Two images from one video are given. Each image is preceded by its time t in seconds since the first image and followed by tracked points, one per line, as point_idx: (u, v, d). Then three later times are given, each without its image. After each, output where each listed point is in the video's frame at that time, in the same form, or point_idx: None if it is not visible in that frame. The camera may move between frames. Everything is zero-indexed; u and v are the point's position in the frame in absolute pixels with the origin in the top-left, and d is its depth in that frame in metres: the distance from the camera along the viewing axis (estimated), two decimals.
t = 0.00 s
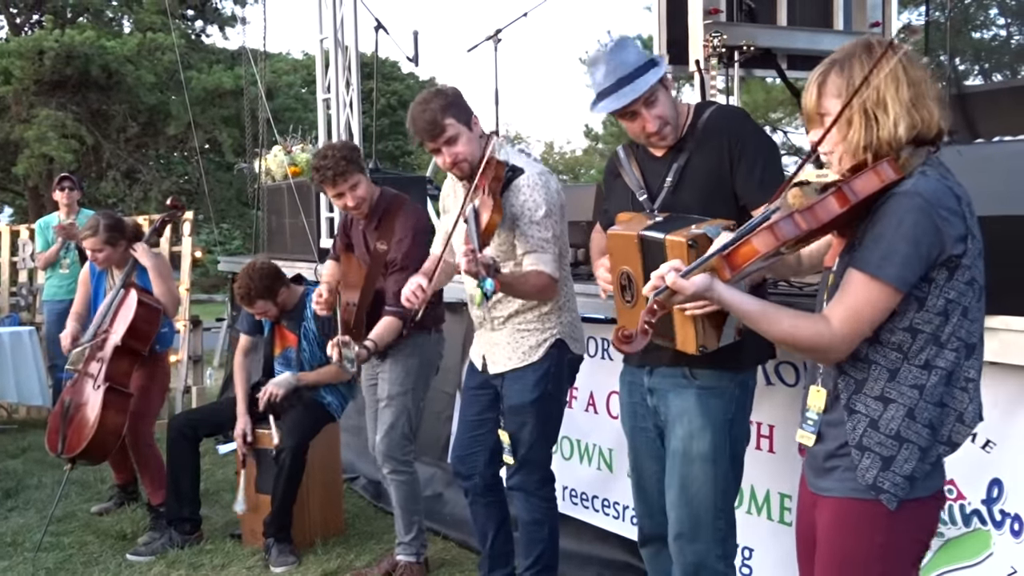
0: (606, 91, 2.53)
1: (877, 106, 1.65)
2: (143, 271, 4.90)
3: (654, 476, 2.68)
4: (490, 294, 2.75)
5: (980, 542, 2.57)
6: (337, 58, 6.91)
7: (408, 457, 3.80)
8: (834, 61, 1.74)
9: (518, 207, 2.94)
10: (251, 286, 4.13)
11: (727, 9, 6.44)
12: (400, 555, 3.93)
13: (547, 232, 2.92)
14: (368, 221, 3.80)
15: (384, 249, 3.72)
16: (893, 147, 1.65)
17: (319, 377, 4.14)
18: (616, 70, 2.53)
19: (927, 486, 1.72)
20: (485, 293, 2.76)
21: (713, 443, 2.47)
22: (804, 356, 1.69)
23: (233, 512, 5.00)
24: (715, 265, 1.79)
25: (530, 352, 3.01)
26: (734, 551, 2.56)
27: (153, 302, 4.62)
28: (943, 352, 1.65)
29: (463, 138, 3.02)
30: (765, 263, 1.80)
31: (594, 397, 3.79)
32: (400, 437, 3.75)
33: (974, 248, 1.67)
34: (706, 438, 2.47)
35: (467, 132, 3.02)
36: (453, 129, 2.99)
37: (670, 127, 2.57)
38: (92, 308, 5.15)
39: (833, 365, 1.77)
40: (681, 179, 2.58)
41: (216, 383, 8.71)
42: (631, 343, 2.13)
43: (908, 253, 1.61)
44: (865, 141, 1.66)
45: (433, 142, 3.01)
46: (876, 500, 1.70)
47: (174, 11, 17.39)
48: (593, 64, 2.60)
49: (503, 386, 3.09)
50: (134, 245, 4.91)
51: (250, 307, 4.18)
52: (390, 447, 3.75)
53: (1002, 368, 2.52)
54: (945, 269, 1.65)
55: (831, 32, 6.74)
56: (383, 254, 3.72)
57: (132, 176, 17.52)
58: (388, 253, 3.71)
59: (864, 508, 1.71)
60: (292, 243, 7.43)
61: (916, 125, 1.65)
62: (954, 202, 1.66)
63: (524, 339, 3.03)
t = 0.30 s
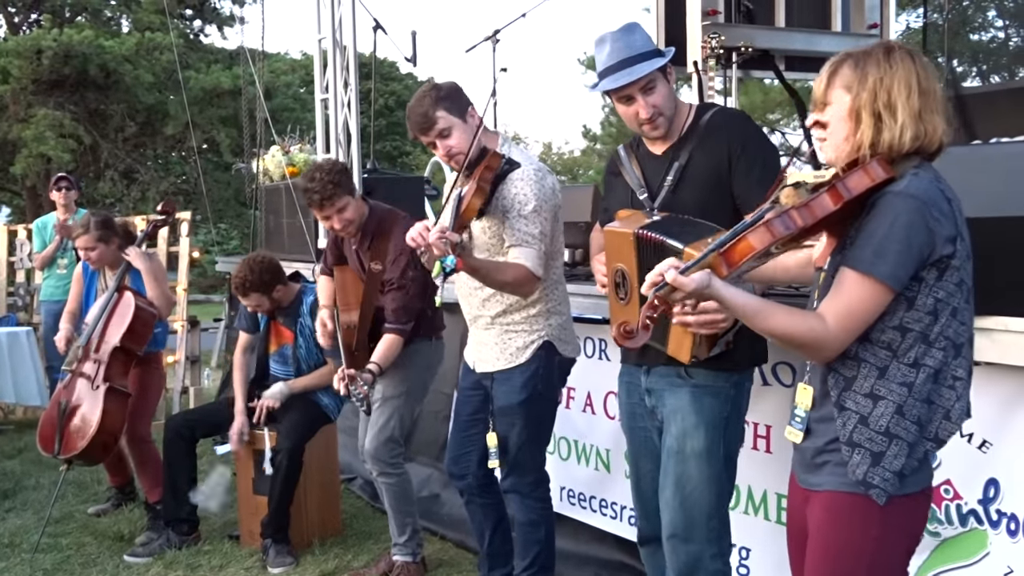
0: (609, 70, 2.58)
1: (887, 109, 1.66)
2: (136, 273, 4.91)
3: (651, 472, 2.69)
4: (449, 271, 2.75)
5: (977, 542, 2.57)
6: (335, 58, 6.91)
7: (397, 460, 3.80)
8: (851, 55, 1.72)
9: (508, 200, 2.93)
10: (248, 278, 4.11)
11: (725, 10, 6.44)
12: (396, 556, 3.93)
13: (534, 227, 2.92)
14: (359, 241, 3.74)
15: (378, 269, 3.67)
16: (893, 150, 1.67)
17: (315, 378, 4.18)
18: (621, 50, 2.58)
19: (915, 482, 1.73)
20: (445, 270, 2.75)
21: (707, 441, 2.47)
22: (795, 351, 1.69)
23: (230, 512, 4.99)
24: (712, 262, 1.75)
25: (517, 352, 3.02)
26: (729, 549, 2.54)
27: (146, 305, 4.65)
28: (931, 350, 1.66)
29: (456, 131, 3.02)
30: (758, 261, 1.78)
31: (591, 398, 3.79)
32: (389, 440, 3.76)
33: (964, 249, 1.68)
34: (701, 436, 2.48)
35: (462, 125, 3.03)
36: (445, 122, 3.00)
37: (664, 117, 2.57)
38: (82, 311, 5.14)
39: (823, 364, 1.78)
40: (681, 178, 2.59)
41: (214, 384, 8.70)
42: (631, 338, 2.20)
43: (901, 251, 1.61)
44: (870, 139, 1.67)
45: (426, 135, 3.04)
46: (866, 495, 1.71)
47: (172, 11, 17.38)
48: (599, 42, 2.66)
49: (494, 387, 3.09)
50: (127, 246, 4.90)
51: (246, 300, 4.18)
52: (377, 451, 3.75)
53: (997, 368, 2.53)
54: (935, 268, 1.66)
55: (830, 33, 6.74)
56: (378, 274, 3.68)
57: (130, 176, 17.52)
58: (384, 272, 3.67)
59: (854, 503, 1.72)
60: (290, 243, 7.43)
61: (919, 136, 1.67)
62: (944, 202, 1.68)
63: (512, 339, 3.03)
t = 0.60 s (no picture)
0: (606, 76, 2.59)
1: (870, 108, 1.67)
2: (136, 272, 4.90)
3: (653, 471, 2.70)
4: (437, 272, 2.75)
5: (973, 540, 2.57)
6: (334, 58, 6.91)
7: (398, 456, 3.81)
8: (838, 57, 1.74)
9: (502, 200, 2.94)
10: (247, 276, 4.11)
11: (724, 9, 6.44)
12: (395, 555, 3.94)
13: (528, 227, 2.92)
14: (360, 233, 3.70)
15: (378, 258, 3.65)
16: (883, 148, 1.67)
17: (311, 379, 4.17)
18: (615, 57, 2.59)
19: (915, 478, 1.74)
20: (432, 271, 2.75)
21: (709, 440, 2.48)
22: (796, 351, 1.69)
23: (228, 512, 5.00)
24: (719, 265, 1.74)
25: (513, 353, 3.02)
26: (731, 548, 2.55)
27: (146, 305, 4.64)
28: (932, 348, 1.67)
29: (457, 128, 3.03)
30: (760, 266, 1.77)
31: (589, 397, 3.80)
32: (390, 438, 3.76)
33: (960, 248, 1.70)
34: (702, 436, 2.48)
35: (464, 123, 3.03)
36: (448, 118, 3.01)
37: (667, 117, 2.57)
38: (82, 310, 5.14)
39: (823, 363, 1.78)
40: (682, 173, 2.58)
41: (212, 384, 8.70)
42: (646, 342, 1.92)
43: (902, 251, 1.62)
44: (854, 139, 1.68)
45: (426, 129, 3.04)
46: (869, 492, 1.71)
47: (171, 11, 17.38)
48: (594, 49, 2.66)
49: (490, 387, 3.09)
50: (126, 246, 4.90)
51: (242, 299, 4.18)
52: (379, 448, 3.76)
53: (994, 367, 2.53)
54: (933, 267, 1.67)
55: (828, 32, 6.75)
56: (378, 264, 3.66)
57: (129, 176, 17.52)
58: (384, 262, 3.66)
59: (855, 500, 1.72)
60: (288, 243, 7.43)
61: (904, 135, 1.67)
62: (942, 202, 1.69)
63: (509, 339, 3.04)
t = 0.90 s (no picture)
0: (609, 75, 2.60)
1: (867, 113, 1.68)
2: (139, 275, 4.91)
3: (655, 476, 2.71)
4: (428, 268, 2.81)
5: (974, 544, 2.58)
6: (335, 62, 6.92)
7: (399, 461, 3.81)
8: (824, 73, 1.76)
9: (501, 200, 2.95)
10: (245, 284, 4.13)
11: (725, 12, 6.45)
12: (396, 558, 3.95)
13: (525, 228, 2.93)
14: (361, 233, 3.73)
15: (379, 260, 3.66)
16: (883, 157, 1.67)
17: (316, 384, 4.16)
18: (619, 56, 2.59)
19: (912, 484, 1.74)
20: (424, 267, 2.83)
21: (713, 443, 2.48)
22: (793, 355, 1.69)
23: (230, 515, 5.00)
24: (717, 269, 1.72)
25: (513, 356, 3.03)
26: (733, 551, 2.56)
27: (150, 306, 4.66)
28: (929, 356, 1.68)
29: (457, 129, 3.04)
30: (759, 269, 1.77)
31: (590, 401, 3.80)
32: (390, 441, 3.76)
33: (961, 256, 1.70)
34: (707, 439, 2.48)
35: (463, 124, 3.04)
36: (445, 119, 3.03)
37: (666, 121, 2.58)
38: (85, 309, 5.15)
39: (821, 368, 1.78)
40: (681, 177, 2.59)
41: (213, 387, 8.71)
42: (642, 345, 1.94)
43: (902, 258, 1.63)
44: (854, 151, 1.68)
45: (426, 130, 3.06)
46: (865, 498, 1.71)
47: (173, 14, 17.40)
48: (599, 48, 2.68)
49: (493, 390, 3.09)
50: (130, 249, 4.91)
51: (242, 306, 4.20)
52: (381, 452, 3.76)
53: (993, 371, 2.53)
54: (933, 275, 1.67)
55: (828, 35, 6.76)
56: (379, 265, 3.66)
57: (130, 179, 17.54)
58: (385, 263, 3.66)
59: (850, 506, 1.73)
60: (289, 246, 7.45)
61: (903, 139, 1.68)
62: (943, 210, 1.69)
63: (509, 341, 3.04)
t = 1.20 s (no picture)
0: (604, 87, 2.58)
1: (854, 117, 1.68)
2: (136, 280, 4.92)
3: (657, 478, 2.72)
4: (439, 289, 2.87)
5: (972, 548, 2.58)
6: (335, 66, 6.93)
7: (398, 466, 3.82)
8: (819, 65, 1.74)
9: (503, 212, 2.95)
10: (246, 285, 4.14)
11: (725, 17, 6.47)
12: (397, 563, 3.94)
13: (528, 239, 2.93)
14: (365, 234, 3.72)
15: (383, 261, 3.64)
16: (863, 158, 1.68)
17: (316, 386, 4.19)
18: (614, 68, 2.58)
19: (917, 481, 1.75)
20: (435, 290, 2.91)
21: (711, 444, 2.49)
22: (783, 362, 1.70)
23: (230, 519, 5.01)
24: (703, 282, 1.74)
25: (516, 360, 3.04)
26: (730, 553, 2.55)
27: (145, 313, 4.66)
28: (922, 352, 1.68)
29: (457, 139, 3.04)
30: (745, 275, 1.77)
31: (590, 405, 3.81)
32: (389, 448, 3.77)
33: (941, 250, 1.72)
34: (705, 441, 2.49)
35: (464, 134, 3.04)
36: (447, 130, 3.02)
37: (664, 128, 2.59)
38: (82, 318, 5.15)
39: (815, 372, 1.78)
40: (680, 182, 2.60)
41: (215, 391, 8.72)
42: (633, 365, 2.13)
43: (887, 257, 1.63)
44: (838, 149, 1.69)
45: (427, 141, 3.05)
46: (872, 500, 1.72)
47: (174, 18, 17.43)
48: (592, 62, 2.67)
49: (495, 393, 3.10)
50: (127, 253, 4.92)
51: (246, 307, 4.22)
52: (380, 457, 3.77)
53: (991, 376, 2.54)
54: (917, 272, 1.68)
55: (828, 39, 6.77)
56: (382, 267, 3.65)
57: (131, 183, 17.56)
58: (388, 264, 3.64)
59: (859, 509, 1.73)
60: (290, 250, 7.46)
61: (886, 145, 1.69)
62: (922, 205, 1.70)
63: (511, 346, 3.05)
